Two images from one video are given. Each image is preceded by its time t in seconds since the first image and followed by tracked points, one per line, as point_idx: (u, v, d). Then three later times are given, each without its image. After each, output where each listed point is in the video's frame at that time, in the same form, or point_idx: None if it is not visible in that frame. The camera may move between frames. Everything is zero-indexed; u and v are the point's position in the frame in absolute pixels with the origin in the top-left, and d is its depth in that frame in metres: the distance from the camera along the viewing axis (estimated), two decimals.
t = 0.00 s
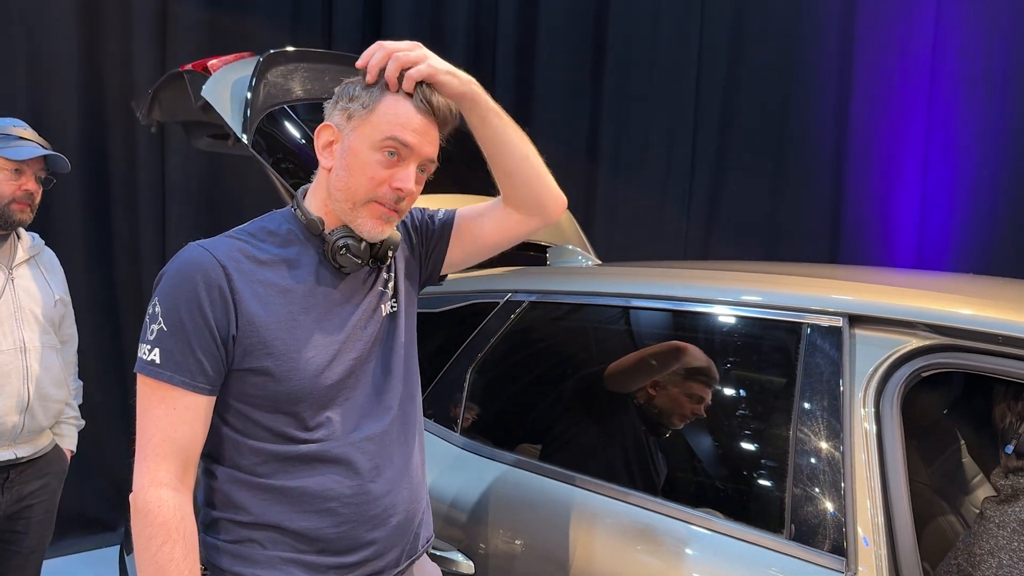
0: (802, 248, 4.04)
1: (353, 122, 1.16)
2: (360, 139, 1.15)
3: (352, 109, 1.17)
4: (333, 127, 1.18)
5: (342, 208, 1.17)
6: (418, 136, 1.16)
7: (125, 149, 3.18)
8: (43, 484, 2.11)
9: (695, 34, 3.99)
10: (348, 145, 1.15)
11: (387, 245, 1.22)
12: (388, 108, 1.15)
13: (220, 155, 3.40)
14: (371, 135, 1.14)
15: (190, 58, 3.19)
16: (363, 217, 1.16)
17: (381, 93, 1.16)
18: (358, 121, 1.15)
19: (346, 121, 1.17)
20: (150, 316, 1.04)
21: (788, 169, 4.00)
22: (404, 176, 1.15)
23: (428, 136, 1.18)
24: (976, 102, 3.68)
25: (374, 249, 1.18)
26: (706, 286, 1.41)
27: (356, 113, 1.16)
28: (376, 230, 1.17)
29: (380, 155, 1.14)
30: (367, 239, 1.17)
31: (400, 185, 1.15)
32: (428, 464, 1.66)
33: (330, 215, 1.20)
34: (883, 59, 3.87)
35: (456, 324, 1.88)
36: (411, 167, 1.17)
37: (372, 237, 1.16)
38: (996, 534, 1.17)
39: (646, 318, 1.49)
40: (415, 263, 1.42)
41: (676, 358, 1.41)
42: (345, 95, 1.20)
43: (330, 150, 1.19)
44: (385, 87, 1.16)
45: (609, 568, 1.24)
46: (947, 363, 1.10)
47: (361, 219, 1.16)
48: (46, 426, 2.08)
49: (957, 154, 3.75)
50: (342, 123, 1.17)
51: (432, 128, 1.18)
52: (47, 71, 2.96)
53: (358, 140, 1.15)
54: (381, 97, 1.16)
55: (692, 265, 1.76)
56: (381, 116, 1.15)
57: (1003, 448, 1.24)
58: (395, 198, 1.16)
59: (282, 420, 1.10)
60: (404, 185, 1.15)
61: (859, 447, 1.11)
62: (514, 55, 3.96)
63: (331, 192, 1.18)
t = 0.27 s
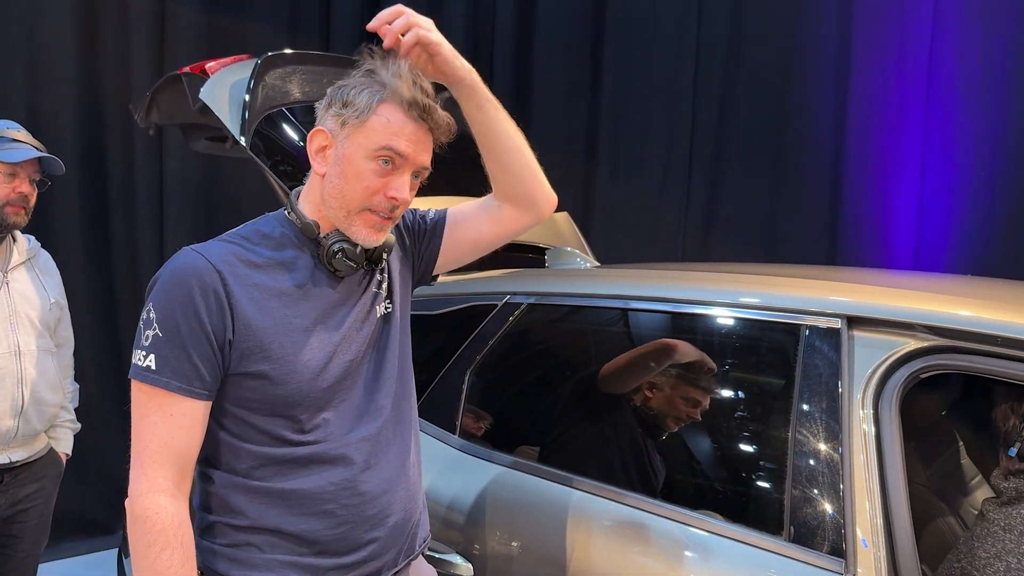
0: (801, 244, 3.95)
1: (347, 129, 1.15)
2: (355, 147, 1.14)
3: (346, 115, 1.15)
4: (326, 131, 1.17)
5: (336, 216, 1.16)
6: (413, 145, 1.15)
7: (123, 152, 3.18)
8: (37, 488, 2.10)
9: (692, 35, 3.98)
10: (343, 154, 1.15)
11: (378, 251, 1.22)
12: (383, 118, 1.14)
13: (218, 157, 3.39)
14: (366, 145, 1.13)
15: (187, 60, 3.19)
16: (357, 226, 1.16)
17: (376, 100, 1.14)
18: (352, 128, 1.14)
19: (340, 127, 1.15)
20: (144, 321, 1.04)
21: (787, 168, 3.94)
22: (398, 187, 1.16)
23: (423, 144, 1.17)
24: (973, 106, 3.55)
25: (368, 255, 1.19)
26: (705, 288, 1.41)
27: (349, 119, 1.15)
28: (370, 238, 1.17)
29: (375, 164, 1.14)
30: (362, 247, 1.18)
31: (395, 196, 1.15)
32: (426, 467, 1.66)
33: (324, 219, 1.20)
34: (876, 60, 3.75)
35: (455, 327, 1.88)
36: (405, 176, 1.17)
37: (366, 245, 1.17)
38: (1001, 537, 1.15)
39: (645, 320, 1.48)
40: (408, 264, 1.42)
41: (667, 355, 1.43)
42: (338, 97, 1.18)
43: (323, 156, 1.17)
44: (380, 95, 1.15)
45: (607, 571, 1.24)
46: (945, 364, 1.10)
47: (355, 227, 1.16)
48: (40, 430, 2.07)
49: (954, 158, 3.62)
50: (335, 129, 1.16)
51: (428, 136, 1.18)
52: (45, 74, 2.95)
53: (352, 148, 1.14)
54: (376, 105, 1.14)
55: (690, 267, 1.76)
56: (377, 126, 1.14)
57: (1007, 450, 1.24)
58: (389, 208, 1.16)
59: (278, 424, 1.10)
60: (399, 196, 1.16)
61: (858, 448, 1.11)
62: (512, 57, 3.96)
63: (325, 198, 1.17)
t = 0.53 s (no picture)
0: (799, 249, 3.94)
1: (342, 129, 1.15)
2: (352, 146, 1.14)
3: (341, 115, 1.15)
4: (322, 133, 1.17)
5: (336, 216, 1.16)
6: (409, 142, 1.16)
7: (121, 153, 3.18)
8: (33, 492, 2.09)
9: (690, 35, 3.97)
10: (341, 153, 1.15)
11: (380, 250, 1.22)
12: (379, 116, 1.14)
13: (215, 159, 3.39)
14: (364, 144, 1.14)
15: (185, 63, 3.19)
16: (358, 225, 1.17)
17: (372, 99, 1.15)
18: (348, 128, 1.14)
19: (335, 127, 1.15)
20: (143, 321, 1.03)
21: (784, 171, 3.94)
22: (398, 183, 1.16)
23: (420, 141, 1.18)
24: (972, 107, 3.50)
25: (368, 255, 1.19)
26: (703, 289, 1.41)
27: (345, 119, 1.15)
28: (370, 237, 1.18)
29: (373, 162, 1.14)
30: (362, 246, 1.18)
31: (394, 193, 1.16)
32: (423, 469, 1.65)
33: (323, 221, 1.20)
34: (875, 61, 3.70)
35: (452, 329, 1.88)
36: (403, 173, 1.17)
37: (367, 244, 1.18)
38: (1011, 541, 1.15)
39: (643, 321, 1.48)
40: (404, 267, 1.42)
41: (663, 356, 1.42)
42: (332, 99, 1.18)
43: (320, 157, 1.18)
44: (374, 93, 1.15)
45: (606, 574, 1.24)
46: (943, 365, 1.10)
47: (356, 227, 1.17)
48: (35, 434, 2.06)
49: (953, 160, 3.58)
50: (331, 129, 1.16)
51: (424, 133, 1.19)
52: (42, 77, 2.95)
53: (349, 148, 1.14)
54: (371, 103, 1.15)
55: (688, 268, 1.75)
56: (374, 124, 1.14)
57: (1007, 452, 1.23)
58: (389, 206, 1.17)
59: (277, 427, 1.09)
60: (399, 192, 1.16)
61: (857, 449, 1.11)
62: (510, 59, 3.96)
63: (323, 200, 1.17)
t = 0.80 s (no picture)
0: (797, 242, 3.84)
1: (327, 125, 1.17)
2: (337, 142, 1.16)
3: (324, 112, 1.18)
4: (307, 132, 1.19)
5: (329, 212, 1.19)
6: (393, 132, 1.18)
7: (117, 155, 3.18)
8: (29, 495, 2.09)
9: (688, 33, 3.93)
10: (327, 149, 1.17)
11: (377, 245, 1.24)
12: (360, 109, 1.16)
13: (212, 161, 3.38)
14: (349, 138, 1.16)
15: (181, 64, 3.18)
16: (350, 218, 1.19)
17: (353, 93, 1.17)
18: (332, 124, 1.16)
19: (319, 124, 1.17)
20: (134, 318, 1.02)
21: (782, 165, 3.85)
22: (386, 175, 1.19)
23: (405, 132, 1.20)
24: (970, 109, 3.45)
25: (363, 250, 1.21)
26: (701, 290, 1.41)
27: (328, 116, 1.17)
28: (364, 230, 1.20)
29: (360, 155, 1.16)
30: (357, 240, 1.20)
31: (384, 185, 1.18)
32: (420, 471, 1.65)
33: (316, 218, 1.22)
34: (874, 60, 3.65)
35: (449, 330, 1.87)
36: (391, 163, 1.19)
37: (361, 237, 1.19)
38: (1000, 540, 1.14)
39: (642, 322, 1.48)
40: (403, 266, 1.42)
41: (662, 357, 1.42)
42: (314, 98, 1.20)
43: (307, 156, 1.20)
44: (355, 88, 1.17)
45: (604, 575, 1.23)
46: (940, 365, 1.09)
47: (348, 221, 1.19)
48: (31, 437, 2.06)
49: (951, 162, 3.52)
50: (315, 127, 1.18)
51: (410, 123, 1.20)
52: (38, 79, 2.94)
53: (335, 143, 1.17)
54: (352, 98, 1.17)
55: (686, 269, 1.75)
56: (358, 118, 1.16)
57: (1006, 452, 1.23)
58: (380, 198, 1.19)
59: (270, 427, 1.09)
60: (388, 184, 1.19)
61: (855, 450, 1.10)
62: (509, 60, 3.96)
63: (315, 196, 1.20)
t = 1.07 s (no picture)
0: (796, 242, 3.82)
1: (323, 125, 1.22)
2: (333, 140, 1.21)
3: (322, 112, 1.23)
4: (304, 131, 1.24)
5: (321, 209, 1.23)
6: (387, 132, 1.23)
7: (115, 158, 3.18)
8: (26, 499, 2.09)
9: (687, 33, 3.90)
10: (322, 148, 1.22)
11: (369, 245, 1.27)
12: (357, 109, 1.21)
13: (211, 164, 3.38)
14: (344, 136, 1.21)
15: (178, 67, 3.17)
16: (342, 216, 1.22)
17: (351, 94, 1.22)
18: (328, 123, 1.21)
19: (316, 124, 1.22)
20: (128, 314, 1.04)
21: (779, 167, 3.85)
22: (378, 173, 1.23)
23: (400, 132, 1.25)
24: (968, 108, 3.45)
25: (351, 247, 1.23)
26: (700, 291, 1.41)
27: (326, 115, 1.22)
28: (355, 227, 1.22)
29: (354, 154, 1.21)
30: (347, 237, 1.22)
31: (376, 182, 1.22)
32: (419, 471, 1.65)
33: (307, 216, 1.26)
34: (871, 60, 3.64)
35: (447, 332, 1.87)
36: (384, 163, 1.24)
37: (352, 235, 1.22)
38: (997, 540, 1.14)
39: (641, 323, 1.48)
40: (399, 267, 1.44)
41: (673, 363, 1.40)
42: (312, 99, 1.26)
43: (303, 155, 1.25)
44: (352, 90, 1.23)
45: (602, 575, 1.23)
46: (938, 365, 1.09)
47: (339, 218, 1.22)
48: (28, 440, 2.05)
49: (950, 162, 3.52)
50: (312, 127, 1.23)
51: (404, 125, 1.25)
52: (36, 82, 2.95)
53: (330, 142, 1.21)
54: (349, 99, 1.22)
55: (684, 270, 1.75)
56: (354, 118, 1.21)
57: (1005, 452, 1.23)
58: (371, 195, 1.23)
59: (257, 426, 1.10)
60: (380, 181, 1.23)
61: (852, 450, 1.10)
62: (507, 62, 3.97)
63: (308, 195, 1.24)
